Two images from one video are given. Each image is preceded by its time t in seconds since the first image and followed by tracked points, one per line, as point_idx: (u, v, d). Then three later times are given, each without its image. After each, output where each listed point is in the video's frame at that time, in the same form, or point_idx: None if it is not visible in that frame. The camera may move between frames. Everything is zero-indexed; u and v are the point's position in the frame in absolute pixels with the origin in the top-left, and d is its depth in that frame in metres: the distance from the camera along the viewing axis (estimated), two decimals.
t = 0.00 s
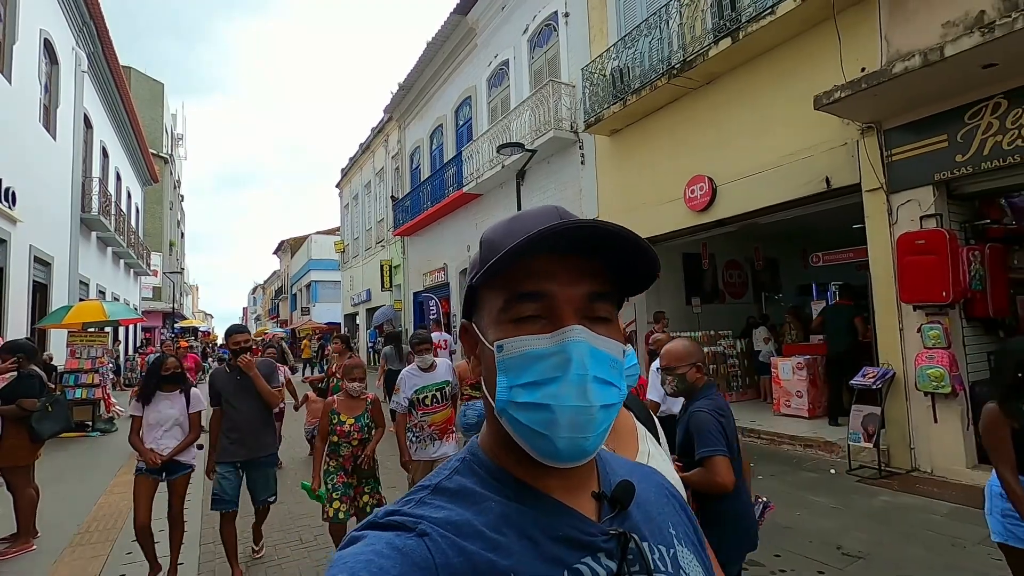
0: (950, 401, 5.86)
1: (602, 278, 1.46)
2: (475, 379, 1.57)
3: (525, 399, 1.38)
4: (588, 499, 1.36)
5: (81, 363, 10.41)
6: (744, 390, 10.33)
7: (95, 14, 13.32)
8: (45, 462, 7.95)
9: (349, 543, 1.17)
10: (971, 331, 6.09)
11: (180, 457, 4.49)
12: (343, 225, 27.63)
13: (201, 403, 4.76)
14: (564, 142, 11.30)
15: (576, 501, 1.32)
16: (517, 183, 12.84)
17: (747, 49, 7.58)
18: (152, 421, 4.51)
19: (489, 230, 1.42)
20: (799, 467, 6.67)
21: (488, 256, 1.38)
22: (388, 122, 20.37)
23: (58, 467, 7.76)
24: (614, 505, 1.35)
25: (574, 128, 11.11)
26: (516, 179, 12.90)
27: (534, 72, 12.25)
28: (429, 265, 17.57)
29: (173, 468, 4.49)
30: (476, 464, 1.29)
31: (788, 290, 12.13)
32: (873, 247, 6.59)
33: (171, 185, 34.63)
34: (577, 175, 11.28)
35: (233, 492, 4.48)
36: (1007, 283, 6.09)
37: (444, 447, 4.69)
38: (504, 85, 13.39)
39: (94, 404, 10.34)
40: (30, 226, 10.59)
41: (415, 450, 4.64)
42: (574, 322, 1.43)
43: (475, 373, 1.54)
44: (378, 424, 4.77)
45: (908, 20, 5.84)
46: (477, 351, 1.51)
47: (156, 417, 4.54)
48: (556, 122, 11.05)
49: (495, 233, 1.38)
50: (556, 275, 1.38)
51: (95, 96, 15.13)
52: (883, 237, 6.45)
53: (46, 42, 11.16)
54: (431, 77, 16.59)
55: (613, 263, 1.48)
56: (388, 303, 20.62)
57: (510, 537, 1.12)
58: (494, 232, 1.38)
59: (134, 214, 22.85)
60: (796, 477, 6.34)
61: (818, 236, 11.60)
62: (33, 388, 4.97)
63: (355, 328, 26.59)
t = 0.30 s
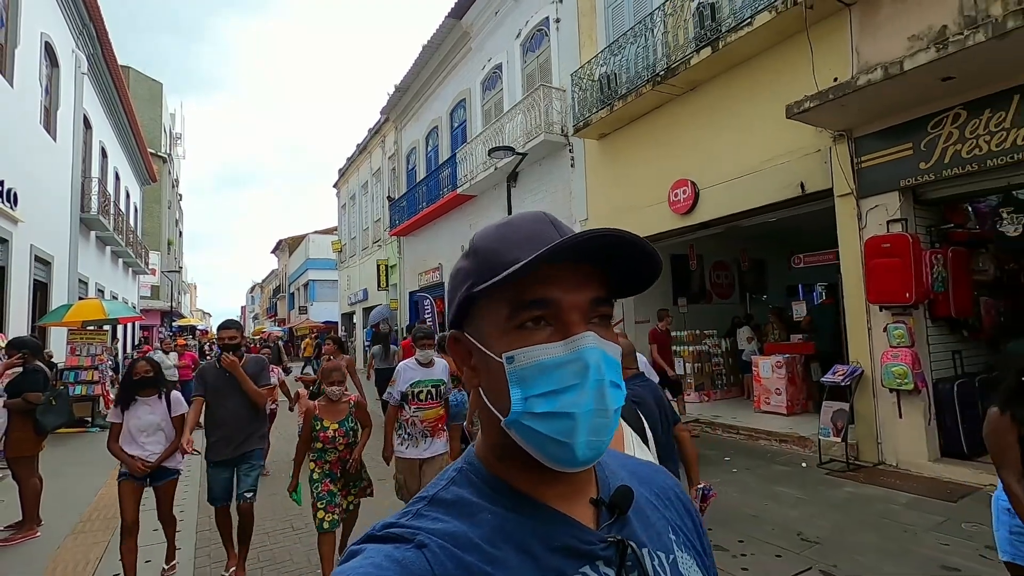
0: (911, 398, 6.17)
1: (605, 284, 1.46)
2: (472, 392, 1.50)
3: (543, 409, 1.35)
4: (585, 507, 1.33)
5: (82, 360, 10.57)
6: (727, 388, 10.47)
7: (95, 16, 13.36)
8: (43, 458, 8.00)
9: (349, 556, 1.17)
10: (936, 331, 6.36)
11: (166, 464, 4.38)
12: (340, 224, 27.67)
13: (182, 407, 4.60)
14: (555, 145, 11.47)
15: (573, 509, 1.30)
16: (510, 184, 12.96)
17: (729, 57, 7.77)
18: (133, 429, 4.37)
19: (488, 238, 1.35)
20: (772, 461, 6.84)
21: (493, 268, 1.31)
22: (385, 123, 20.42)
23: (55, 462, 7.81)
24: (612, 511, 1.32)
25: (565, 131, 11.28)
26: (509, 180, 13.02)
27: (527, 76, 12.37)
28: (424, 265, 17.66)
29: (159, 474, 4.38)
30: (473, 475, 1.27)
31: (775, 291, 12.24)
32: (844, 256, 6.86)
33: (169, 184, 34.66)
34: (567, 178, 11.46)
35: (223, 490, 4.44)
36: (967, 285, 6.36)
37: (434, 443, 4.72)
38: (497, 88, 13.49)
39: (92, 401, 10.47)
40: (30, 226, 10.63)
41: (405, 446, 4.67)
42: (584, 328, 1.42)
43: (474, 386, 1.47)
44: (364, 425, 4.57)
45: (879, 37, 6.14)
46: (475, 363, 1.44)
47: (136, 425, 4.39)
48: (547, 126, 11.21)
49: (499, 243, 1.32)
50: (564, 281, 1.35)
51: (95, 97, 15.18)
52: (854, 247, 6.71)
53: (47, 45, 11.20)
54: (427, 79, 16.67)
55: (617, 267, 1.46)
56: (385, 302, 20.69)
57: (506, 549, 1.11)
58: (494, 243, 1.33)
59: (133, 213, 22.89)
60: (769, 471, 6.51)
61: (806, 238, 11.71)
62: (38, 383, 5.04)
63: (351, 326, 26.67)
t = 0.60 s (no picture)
0: (874, 397, 6.33)
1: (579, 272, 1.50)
2: (447, 375, 1.48)
3: (520, 388, 1.37)
4: (552, 488, 1.38)
5: (78, 360, 10.65)
6: (708, 388, 10.62)
7: (93, 21, 13.40)
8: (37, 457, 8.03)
9: (315, 532, 1.19)
10: (898, 334, 6.56)
11: (145, 460, 4.29)
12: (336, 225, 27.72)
13: (162, 402, 4.63)
14: (543, 151, 11.67)
15: (542, 490, 1.34)
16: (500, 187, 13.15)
17: (706, 68, 7.97)
18: (112, 425, 4.32)
19: (466, 223, 1.36)
20: (746, 459, 7.00)
21: (473, 253, 1.31)
22: (380, 125, 20.51)
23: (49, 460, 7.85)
24: (577, 493, 1.38)
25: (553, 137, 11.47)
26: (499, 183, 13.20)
27: (517, 81, 12.53)
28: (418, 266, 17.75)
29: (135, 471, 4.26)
30: (443, 456, 1.31)
31: (760, 294, 12.37)
32: (812, 262, 7.06)
33: (166, 185, 34.67)
34: (555, 183, 11.68)
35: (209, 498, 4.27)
36: (928, 292, 6.51)
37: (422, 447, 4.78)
38: (489, 93, 13.65)
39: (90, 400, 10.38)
40: (29, 228, 10.68)
41: (393, 449, 4.75)
42: (562, 312, 1.46)
43: (449, 369, 1.46)
44: (343, 422, 4.52)
45: (844, 52, 6.46)
46: (451, 345, 1.44)
47: (114, 421, 4.35)
48: (535, 132, 11.44)
49: (478, 228, 1.33)
50: (542, 267, 1.38)
51: (92, 100, 15.23)
52: (821, 255, 6.91)
53: (45, 50, 11.26)
54: (421, 83, 16.79)
55: (591, 254, 1.50)
56: (380, 303, 20.75)
57: (476, 525, 1.15)
58: (475, 229, 1.33)
59: (130, 214, 22.91)
60: (740, 466, 6.66)
61: (791, 241, 11.85)
62: (38, 382, 5.14)
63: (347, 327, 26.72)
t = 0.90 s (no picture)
0: (843, 395, 6.75)
1: (576, 300, 1.50)
2: (447, 402, 1.53)
3: (510, 419, 1.39)
4: (552, 519, 1.39)
5: (75, 359, 10.68)
6: (693, 388, 10.73)
7: (89, 23, 13.41)
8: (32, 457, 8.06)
9: (312, 554, 1.19)
10: (868, 335, 6.95)
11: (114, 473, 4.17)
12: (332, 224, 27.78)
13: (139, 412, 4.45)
14: (533, 154, 11.92)
15: (541, 522, 1.35)
16: (491, 189, 13.38)
17: (688, 75, 8.19)
18: (84, 433, 4.20)
19: (463, 249, 1.39)
20: (720, 455, 7.08)
21: (466, 281, 1.34)
22: (375, 127, 20.58)
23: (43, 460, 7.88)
24: (577, 526, 1.39)
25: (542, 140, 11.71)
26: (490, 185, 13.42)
27: (509, 85, 12.66)
28: (412, 267, 17.82)
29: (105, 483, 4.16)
30: (442, 482, 1.31)
31: (747, 296, 12.48)
32: (787, 263, 7.36)
33: (163, 184, 34.69)
34: (545, 186, 11.90)
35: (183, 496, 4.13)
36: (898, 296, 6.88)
37: (407, 450, 4.86)
38: (481, 97, 13.77)
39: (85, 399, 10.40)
40: (26, 228, 10.72)
41: (379, 453, 4.78)
42: (554, 342, 1.46)
43: (449, 396, 1.50)
44: (330, 431, 4.39)
45: (816, 62, 6.69)
46: (449, 373, 1.47)
47: (88, 429, 4.23)
48: (525, 136, 11.66)
49: (472, 256, 1.35)
50: (535, 296, 1.39)
51: (89, 101, 15.24)
52: (796, 258, 7.22)
53: (42, 53, 11.29)
54: (415, 86, 16.86)
55: (588, 284, 1.50)
56: (375, 303, 20.81)
57: (471, 559, 1.15)
58: (470, 257, 1.36)
59: (127, 214, 22.92)
60: (719, 465, 6.72)
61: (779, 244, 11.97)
62: (33, 379, 5.18)
63: (342, 327, 26.78)
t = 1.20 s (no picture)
0: (816, 395, 6.95)
1: (576, 294, 1.47)
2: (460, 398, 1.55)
3: (507, 418, 1.37)
4: (568, 517, 1.38)
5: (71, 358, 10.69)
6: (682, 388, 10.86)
7: (86, 25, 13.41)
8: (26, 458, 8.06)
9: (332, 551, 1.21)
10: (842, 336, 7.18)
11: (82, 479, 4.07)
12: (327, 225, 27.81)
13: (110, 414, 4.24)
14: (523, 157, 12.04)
15: (555, 517, 1.35)
16: (483, 191, 13.51)
17: (669, 83, 8.41)
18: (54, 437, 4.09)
19: (466, 249, 1.42)
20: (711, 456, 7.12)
21: (465, 279, 1.37)
22: (371, 128, 20.63)
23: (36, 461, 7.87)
24: (594, 522, 1.38)
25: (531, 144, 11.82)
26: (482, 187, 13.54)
27: (501, 88, 12.75)
28: (407, 267, 17.85)
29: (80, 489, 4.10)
30: (458, 478, 1.32)
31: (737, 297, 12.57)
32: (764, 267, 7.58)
33: (159, 183, 34.65)
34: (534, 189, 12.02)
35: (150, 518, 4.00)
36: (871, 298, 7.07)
37: (400, 452, 4.96)
38: (473, 99, 13.84)
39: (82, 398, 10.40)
40: (23, 229, 10.73)
41: (373, 458, 4.85)
42: (553, 338, 1.43)
43: (459, 393, 1.52)
44: (320, 434, 4.39)
45: (791, 72, 6.98)
46: (459, 369, 1.50)
47: (58, 433, 4.11)
48: (516, 139, 11.79)
49: (470, 253, 1.38)
50: (533, 291, 1.39)
51: (85, 102, 15.22)
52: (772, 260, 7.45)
53: (39, 56, 11.32)
54: (409, 87, 16.91)
55: (587, 279, 1.47)
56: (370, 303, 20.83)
57: (489, 558, 1.15)
58: (471, 255, 1.38)
59: (123, 214, 22.89)
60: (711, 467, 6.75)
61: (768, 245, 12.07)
62: (28, 379, 5.20)
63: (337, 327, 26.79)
